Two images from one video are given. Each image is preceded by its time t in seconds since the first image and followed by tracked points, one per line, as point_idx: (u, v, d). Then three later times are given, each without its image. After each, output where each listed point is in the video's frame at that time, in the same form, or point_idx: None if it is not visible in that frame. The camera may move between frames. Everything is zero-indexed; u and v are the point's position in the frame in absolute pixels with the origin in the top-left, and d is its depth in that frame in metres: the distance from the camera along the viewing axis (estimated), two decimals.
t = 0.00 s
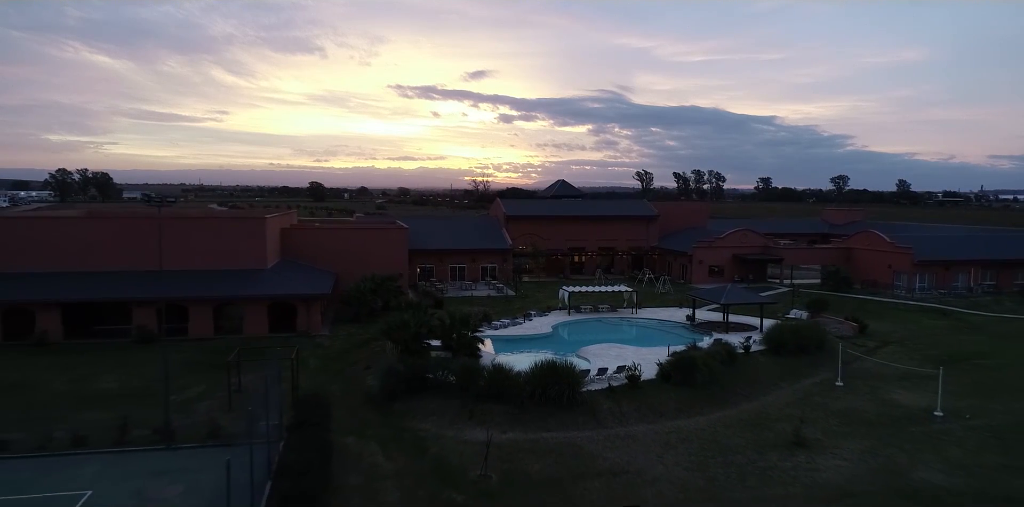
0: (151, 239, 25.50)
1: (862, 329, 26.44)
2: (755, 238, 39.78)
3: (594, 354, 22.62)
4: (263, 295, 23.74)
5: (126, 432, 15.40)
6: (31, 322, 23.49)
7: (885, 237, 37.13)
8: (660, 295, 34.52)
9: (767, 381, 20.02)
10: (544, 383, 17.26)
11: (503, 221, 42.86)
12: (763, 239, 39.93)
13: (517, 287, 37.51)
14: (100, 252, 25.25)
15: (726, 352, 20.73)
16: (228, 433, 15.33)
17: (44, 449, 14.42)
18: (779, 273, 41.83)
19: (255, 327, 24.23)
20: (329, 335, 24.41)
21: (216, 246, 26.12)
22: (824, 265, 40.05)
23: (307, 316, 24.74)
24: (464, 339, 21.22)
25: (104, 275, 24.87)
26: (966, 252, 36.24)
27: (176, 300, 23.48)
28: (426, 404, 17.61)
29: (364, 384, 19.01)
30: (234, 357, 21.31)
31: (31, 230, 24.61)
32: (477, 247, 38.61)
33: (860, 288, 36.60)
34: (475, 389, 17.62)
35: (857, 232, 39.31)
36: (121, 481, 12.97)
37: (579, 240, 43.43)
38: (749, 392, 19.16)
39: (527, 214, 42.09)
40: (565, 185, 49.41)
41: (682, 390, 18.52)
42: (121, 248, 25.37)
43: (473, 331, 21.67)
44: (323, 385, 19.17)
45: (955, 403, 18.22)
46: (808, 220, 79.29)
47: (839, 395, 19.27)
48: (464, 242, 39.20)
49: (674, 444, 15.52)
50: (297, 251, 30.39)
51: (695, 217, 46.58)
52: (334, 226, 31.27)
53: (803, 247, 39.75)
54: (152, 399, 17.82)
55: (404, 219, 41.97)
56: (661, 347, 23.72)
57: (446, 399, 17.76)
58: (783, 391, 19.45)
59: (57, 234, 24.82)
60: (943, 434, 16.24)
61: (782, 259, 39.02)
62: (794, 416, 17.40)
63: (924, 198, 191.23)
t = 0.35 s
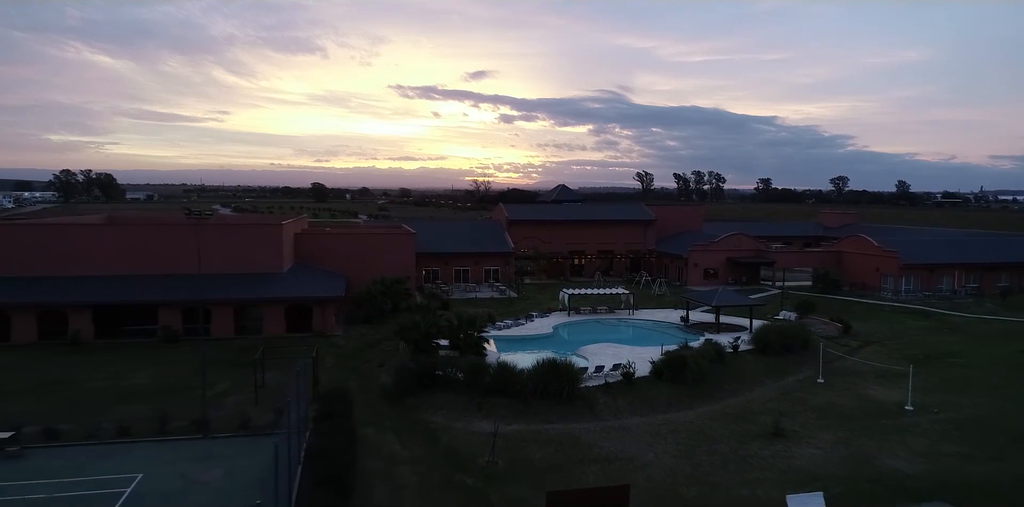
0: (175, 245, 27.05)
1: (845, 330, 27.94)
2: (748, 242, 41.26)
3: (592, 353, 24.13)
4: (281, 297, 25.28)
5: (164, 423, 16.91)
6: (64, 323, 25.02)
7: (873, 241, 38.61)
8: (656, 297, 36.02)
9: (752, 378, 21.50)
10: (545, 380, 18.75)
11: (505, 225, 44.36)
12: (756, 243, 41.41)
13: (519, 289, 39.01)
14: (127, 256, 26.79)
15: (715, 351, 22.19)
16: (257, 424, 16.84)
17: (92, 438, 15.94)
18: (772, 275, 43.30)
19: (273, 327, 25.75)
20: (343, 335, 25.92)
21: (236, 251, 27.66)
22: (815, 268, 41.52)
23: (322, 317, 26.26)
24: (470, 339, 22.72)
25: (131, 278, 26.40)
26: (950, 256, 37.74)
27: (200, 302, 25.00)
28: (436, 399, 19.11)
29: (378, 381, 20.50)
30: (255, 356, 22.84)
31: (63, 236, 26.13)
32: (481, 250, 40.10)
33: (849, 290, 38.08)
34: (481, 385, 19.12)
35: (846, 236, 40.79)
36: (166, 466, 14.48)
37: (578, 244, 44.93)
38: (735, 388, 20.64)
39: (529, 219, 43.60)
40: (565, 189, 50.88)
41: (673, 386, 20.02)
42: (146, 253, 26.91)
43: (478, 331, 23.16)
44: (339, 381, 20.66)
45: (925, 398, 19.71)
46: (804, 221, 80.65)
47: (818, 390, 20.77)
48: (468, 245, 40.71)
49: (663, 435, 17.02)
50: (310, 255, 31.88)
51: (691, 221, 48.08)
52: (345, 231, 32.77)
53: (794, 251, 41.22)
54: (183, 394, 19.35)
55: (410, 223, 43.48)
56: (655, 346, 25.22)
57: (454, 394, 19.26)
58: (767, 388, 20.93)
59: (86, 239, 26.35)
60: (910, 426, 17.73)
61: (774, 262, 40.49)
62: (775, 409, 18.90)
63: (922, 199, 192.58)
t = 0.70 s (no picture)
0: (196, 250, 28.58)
1: (831, 330, 29.45)
2: (742, 246, 42.78)
3: (590, 352, 25.63)
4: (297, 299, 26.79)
5: (196, 417, 18.43)
6: (93, 324, 26.55)
7: (861, 244, 40.13)
8: (652, 299, 37.53)
9: (740, 376, 22.99)
10: (546, 377, 20.23)
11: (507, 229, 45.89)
12: (749, 246, 42.94)
13: (521, 291, 40.53)
14: (151, 261, 28.34)
15: (705, 351, 23.67)
16: (282, 418, 18.35)
17: (132, 430, 17.46)
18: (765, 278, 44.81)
19: (289, 328, 27.27)
20: (355, 336, 27.42)
21: (253, 255, 29.17)
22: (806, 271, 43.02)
23: (335, 318, 27.77)
24: (476, 339, 24.21)
25: (155, 282, 27.93)
26: (934, 260, 39.29)
27: (221, 304, 26.52)
28: (445, 394, 20.62)
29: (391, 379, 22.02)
30: (275, 355, 24.35)
31: (90, 242, 27.66)
32: (484, 254, 41.62)
33: (838, 292, 39.60)
34: (487, 382, 20.61)
35: (836, 240, 42.31)
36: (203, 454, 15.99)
37: (578, 247, 46.45)
38: (723, 385, 22.13)
39: (530, 223, 45.13)
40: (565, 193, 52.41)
41: (665, 383, 21.51)
42: (168, 258, 28.43)
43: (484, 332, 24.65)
44: (354, 378, 22.16)
45: (899, 395, 21.21)
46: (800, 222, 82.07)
47: (800, 387, 22.28)
48: (472, 249, 42.22)
49: (655, 428, 18.52)
50: (322, 258, 33.39)
51: (687, 225, 49.60)
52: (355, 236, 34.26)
53: (786, 254, 42.72)
54: (211, 390, 20.86)
55: (415, 227, 45.02)
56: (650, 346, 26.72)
57: (462, 390, 20.77)
58: (754, 385, 22.42)
59: (113, 245, 27.89)
60: (882, 419, 19.24)
61: (767, 265, 42.00)
62: (759, 405, 20.40)
63: (919, 200, 194.11)
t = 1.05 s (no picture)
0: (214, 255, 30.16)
1: (817, 331, 30.97)
2: (736, 249, 44.29)
3: (588, 352, 27.19)
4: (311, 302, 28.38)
5: (224, 411, 19.97)
6: (119, 325, 28.12)
7: (850, 249, 41.64)
8: (649, 301, 39.07)
9: (728, 375, 24.50)
10: (547, 375, 21.73)
11: (509, 233, 47.45)
12: (743, 250, 44.45)
13: (523, 293, 42.07)
14: (172, 265, 29.90)
15: (696, 350, 25.20)
16: (303, 412, 19.89)
17: (167, 423, 19.01)
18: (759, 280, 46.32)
19: (304, 328, 28.82)
20: (366, 337, 28.95)
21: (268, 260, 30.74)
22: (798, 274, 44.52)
23: (347, 320, 29.32)
24: (481, 340, 25.72)
25: (176, 285, 29.50)
26: (921, 263, 40.81)
27: (239, 307, 28.08)
28: (453, 391, 22.16)
29: (401, 377, 23.55)
30: (292, 355, 25.87)
31: (115, 248, 29.25)
32: (487, 257, 43.16)
33: (828, 294, 41.09)
34: (491, 379, 22.14)
35: (827, 244, 43.80)
36: (233, 444, 17.53)
37: (578, 250, 47.99)
38: (712, 383, 23.67)
39: (531, 227, 46.69)
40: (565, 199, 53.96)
41: (658, 381, 23.05)
42: (188, 262, 29.99)
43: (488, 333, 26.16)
44: (367, 375, 23.71)
45: (876, 392, 22.73)
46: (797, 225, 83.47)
47: (784, 384, 23.83)
48: (475, 252, 43.76)
49: (647, 421, 20.06)
50: (332, 262, 34.93)
51: (684, 229, 51.15)
52: (365, 241, 35.79)
53: (779, 258, 44.22)
54: (235, 387, 22.42)
55: (420, 231, 46.59)
56: (644, 346, 28.25)
57: (469, 387, 22.30)
58: (741, 383, 23.95)
59: (136, 250, 29.46)
60: (859, 414, 20.76)
61: (760, 268, 43.50)
62: (745, 400, 21.94)
63: (917, 200, 195.42)
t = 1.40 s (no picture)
0: (231, 259, 31.73)
1: (806, 332, 32.53)
2: (731, 253, 45.81)
3: (586, 352, 28.76)
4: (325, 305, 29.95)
5: (249, 406, 21.53)
6: (142, 326, 29.67)
7: (840, 252, 43.20)
8: (646, 303, 40.64)
9: (719, 373, 26.03)
10: (548, 374, 23.26)
11: (511, 236, 49.01)
12: (737, 253, 45.98)
13: (524, 295, 43.62)
14: (192, 269, 31.46)
15: (689, 350, 26.72)
16: (321, 407, 21.44)
17: (197, 417, 20.54)
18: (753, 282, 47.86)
19: (317, 329, 30.39)
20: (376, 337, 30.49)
21: (283, 264, 32.29)
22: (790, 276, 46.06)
23: (358, 321, 30.88)
24: (486, 341, 27.25)
25: (196, 288, 31.06)
26: (908, 266, 42.36)
27: (256, 309, 29.65)
28: (460, 388, 23.70)
29: (411, 375, 25.10)
30: (307, 354, 27.43)
31: (138, 253, 30.83)
32: (490, 260, 44.73)
33: (818, 296, 42.64)
34: (496, 377, 23.69)
35: (818, 248, 45.36)
36: (260, 436, 19.09)
37: (578, 253, 49.55)
38: (704, 381, 25.20)
39: (533, 231, 48.24)
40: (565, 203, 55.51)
41: (652, 379, 24.59)
42: (207, 267, 31.54)
43: (493, 334, 27.69)
44: (379, 373, 25.26)
45: (857, 389, 24.28)
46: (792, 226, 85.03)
47: (771, 382, 25.38)
48: (478, 255, 45.31)
49: (641, 416, 21.60)
50: (343, 266, 36.48)
51: (681, 232, 52.71)
52: (374, 245, 37.35)
53: (772, 261, 45.76)
54: (256, 384, 23.97)
55: (425, 235, 48.17)
56: (640, 346, 29.80)
57: (475, 384, 23.85)
58: (731, 380, 25.49)
59: (158, 255, 31.05)
60: (838, 409, 22.30)
61: (753, 270, 45.05)
62: (733, 397, 23.48)
63: (915, 201, 196.97)
